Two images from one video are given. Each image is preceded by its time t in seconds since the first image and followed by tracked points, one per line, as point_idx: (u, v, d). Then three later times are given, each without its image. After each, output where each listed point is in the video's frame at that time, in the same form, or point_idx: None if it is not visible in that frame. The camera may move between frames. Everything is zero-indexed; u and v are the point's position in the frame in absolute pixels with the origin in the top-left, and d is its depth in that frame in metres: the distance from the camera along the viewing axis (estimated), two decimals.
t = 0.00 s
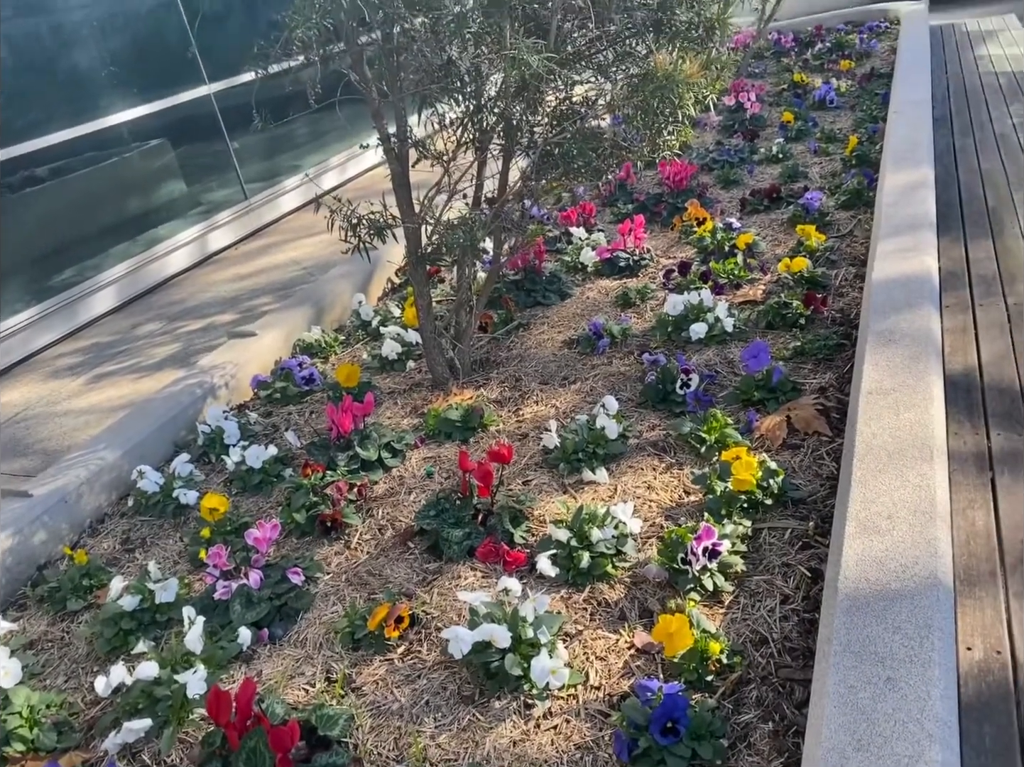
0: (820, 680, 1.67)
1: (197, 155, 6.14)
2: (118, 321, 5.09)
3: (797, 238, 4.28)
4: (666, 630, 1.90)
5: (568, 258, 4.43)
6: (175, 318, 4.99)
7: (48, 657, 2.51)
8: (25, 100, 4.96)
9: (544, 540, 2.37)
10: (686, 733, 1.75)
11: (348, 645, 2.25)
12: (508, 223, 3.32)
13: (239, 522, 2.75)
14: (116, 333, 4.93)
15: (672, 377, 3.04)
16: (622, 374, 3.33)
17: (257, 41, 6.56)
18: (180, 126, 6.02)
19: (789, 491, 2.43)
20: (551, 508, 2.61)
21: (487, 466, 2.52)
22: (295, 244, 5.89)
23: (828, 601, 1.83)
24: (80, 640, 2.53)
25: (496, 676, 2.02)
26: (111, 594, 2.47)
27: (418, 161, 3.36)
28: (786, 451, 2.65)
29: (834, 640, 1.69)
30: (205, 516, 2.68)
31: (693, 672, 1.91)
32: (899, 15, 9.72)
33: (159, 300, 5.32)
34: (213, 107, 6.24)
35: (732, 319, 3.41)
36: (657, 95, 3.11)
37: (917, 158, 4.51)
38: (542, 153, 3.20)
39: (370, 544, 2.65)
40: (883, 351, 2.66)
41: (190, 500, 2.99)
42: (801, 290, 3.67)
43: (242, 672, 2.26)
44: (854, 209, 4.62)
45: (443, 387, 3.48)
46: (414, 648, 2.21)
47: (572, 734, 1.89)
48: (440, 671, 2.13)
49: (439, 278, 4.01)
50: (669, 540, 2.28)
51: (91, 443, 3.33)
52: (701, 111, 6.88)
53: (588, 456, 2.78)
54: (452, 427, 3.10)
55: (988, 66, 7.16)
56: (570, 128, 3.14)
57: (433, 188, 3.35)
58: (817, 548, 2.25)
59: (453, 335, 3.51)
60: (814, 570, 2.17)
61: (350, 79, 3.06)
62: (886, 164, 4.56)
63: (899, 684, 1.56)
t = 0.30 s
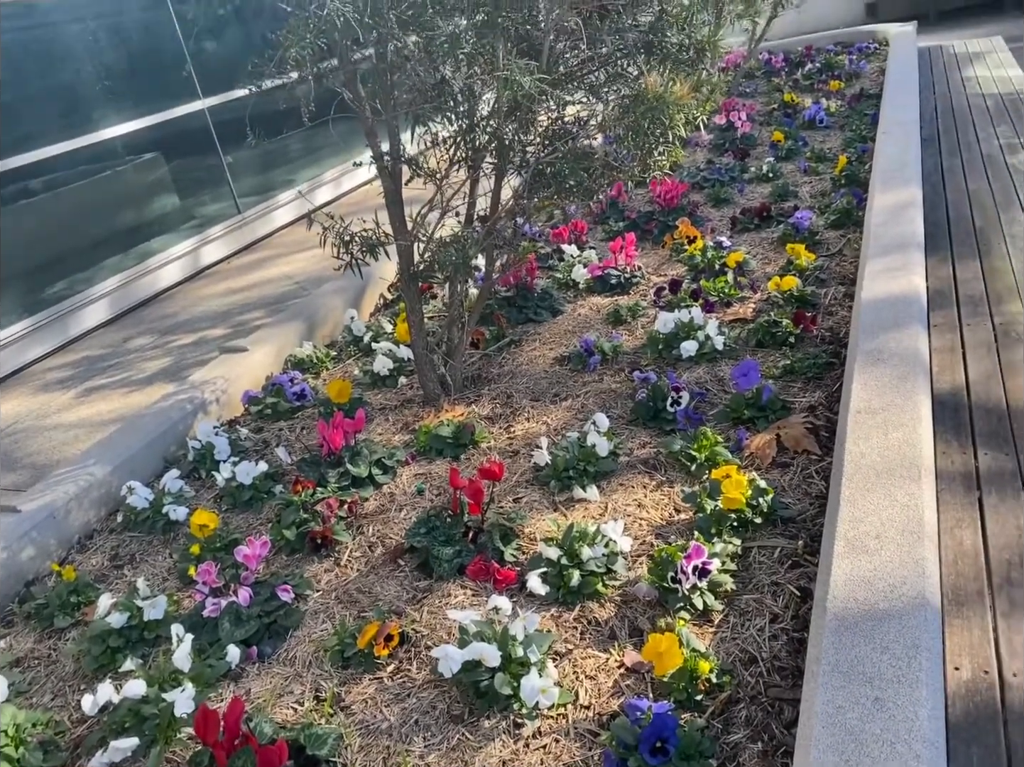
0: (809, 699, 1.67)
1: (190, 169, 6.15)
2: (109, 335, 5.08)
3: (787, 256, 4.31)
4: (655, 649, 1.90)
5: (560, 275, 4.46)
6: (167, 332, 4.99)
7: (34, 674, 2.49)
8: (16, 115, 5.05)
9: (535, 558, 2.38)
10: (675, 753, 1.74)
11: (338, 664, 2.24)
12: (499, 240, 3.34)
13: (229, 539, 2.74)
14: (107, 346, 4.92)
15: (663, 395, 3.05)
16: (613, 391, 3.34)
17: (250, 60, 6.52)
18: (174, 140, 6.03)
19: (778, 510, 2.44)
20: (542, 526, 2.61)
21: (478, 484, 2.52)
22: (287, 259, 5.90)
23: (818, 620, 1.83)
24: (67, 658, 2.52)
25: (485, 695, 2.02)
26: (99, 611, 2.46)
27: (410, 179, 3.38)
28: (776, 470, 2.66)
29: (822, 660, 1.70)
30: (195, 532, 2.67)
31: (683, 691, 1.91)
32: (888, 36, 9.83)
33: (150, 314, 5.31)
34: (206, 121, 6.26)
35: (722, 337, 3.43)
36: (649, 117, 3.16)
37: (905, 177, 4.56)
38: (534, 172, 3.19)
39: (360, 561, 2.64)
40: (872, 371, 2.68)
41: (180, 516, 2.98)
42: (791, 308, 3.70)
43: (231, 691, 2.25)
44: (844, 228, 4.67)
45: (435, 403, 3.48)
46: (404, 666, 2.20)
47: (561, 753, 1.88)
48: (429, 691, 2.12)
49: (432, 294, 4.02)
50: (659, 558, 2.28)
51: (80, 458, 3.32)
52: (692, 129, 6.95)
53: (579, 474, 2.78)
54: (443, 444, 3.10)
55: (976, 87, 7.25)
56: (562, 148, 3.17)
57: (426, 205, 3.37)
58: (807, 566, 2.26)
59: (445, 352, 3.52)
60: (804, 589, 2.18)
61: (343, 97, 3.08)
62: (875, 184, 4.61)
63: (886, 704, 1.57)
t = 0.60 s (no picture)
0: (796, 711, 1.69)
1: (183, 179, 6.16)
2: (102, 344, 5.08)
3: (778, 270, 4.35)
4: (645, 660, 1.91)
5: (553, 287, 4.49)
6: (159, 342, 4.99)
7: (24, 685, 2.49)
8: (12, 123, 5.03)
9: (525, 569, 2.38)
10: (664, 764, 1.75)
11: (328, 675, 2.24)
12: (492, 253, 3.37)
13: (221, 549, 2.75)
14: (99, 356, 4.92)
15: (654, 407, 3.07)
16: (604, 403, 3.36)
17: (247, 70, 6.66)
18: (168, 149, 6.05)
19: (768, 522, 2.46)
20: (533, 537, 2.62)
21: (469, 495, 2.53)
22: (280, 269, 5.92)
23: (806, 632, 1.85)
24: (56, 668, 2.51)
25: (475, 706, 2.02)
26: (90, 621, 2.46)
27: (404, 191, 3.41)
28: (765, 483, 2.68)
29: (810, 672, 1.71)
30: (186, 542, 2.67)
31: (672, 702, 1.92)
32: (878, 52, 9.94)
33: (142, 323, 5.31)
34: (201, 130, 6.29)
35: (713, 350, 3.46)
36: (641, 132, 3.18)
37: (894, 193, 4.61)
38: (527, 185, 3.23)
39: (351, 572, 2.65)
40: (860, 384, 2.71)
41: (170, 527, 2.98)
42: (781, 322, 3.73)
43: (221, 701, 2.24)
44: (834, 242, 4.71)
45: (426, 414, 3.50)
46: (393, 678, 2.21)
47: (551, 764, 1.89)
48: (419, 702, 2.12)
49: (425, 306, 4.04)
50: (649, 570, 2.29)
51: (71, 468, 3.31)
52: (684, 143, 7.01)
53: (570, 486, 2.80)
54: (434, 455, 3.11)
55: (964, 104, 7.34)
56: (556, 161, 3.19)
57: (420, 218, 3.39)
58: (795, 578, 2.27)
59: (437, 363, 3.53)
60: (793, 600, 2.20)
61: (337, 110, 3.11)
62: (864, 198, 4.66)
63: (874, 715, 1.58)
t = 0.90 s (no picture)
0: (787, 711, 1.70)
1: (178, 183, 6.17)
2: (94, 348, 5.08)
3: (770, 277, 4.38)
4: (637, 662, 1.93)
5: (546, 293, 4.51)
6: (152, 346, 4.99)
7: (16, 687, 2.49)
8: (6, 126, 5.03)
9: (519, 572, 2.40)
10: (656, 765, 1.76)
11: (322, 677, 2.25)
12: (486, 258, 3.39)
13: (214, 552, 2.75)
14: (91, 360, 4.92)
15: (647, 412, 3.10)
16: (598, 408, 3.38)
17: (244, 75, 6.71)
18: (161, 154, 6.05)
19: (759, 526, 2.48)
20: (526, 540, 2.64)
21: (463, 498, 2.54)
22: (274, 274, 5.93)
23: (797, 634, 1.87)
24: (48, 670, 2.51)
25: (469, 707, 2.03)
26: (82, 623, 2.46)
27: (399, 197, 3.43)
28: (756, 487, 2.70)
29: (800, 672, 1.73)
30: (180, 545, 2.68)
31: (664, 703, 1.94)
32: (869, 62, 10.03)
33: (136, 327, 5.31)
34: (195, 135, 6.30)
35: (705, 356, 3.48)
36: (634, 140, 3.18)
37: (885, 201, 4.65)
38: (522, 191, 3.25)
39: (345, 575, 2.65)
40: (851, 390, 2.74)
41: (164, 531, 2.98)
42: (773, 328, 3.76)
43: (214, 703, 2.25)
44: (825, 250, 4.74)
45: (420, 418, 3.51)
46: (387, 679, 2.22)
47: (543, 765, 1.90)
48: (412, 704, 2.13)
49: (419, 311, 4.06)
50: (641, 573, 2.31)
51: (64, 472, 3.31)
52: (678, 151, 7.05)
53: (563, 489, 2.81)
54: (428, 460, 3.12)
55: (955, 115, 7.41)
56: (550, 168, 3.22)
57: (415, 223, 3.41)
58: (787, 581, 2.29)
59: (431, 367, 3.55)
60: (784, 603, 2.21)
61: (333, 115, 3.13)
62: (855, 207, 4.70)
63: (863, 715, 1.60)
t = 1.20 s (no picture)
0: (781, 701, 1.73)
1: (172, 182, 6.18)
2: (87, 347, 5.09)
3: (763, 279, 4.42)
4: (633, 654, 1.95)
5: (541, 293, 4.54)
6: (145, 345, 4.99)
7: (12, 680, 2.49)
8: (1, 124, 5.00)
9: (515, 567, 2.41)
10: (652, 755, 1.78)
11: (319, 670, 2.26)
12: (483, 257, 3.40)
13: (211, 547, 2.76)
14: (84, 359, 4.92)
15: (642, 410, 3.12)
16: (593, 406, 3.41)
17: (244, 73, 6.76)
18: (156, 155, 6.06)
19: (752, 522, 2.50)
20: (523, 535, 2.66)
21: (460, 494, 2.56)
22: (268, 274, 5.94)
23: (791, 626, 1.89)
24: (45, 664, 2.51)
25: (466, 700, 2.05)
26: (80, 617, 2.46)
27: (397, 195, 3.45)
28: (750, 484, 2.73)
29: (795, 664, 1.75)
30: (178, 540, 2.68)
31: (659, 696, 1.96)
32: (862, 68, 10.11)
33: (128, 326, 5.33)
34: (190, 136, 6.32)
35: (699, 355, 3.51)
36: (631, 139, 3.26)
37: (877, 204, 4.69)
38: (519, 190, 3.28)
39: (341, 570, 2.67)
40: (844, 388, 2.77)
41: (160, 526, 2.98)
42: (766, 329, 3.80)
43: (212, 696, 2.26)
44: (818, 252, 4.79)
45: (415, 415, 3.53)
46: (384, 672, 2.23)
47: (540, 757, 1.92)
48: (409, 697, 2.14)
49: (414, 310, 4.07)
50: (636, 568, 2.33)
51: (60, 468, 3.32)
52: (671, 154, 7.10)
53: (559, 486, 2.84)
54: (424, 457, 3.14)
55: (946, 120, 7.47)
56: (547, 168, 3.25)
57: (412, 222, 3.43)
58: (780, 577, 2.32)
59: (427, 366, 3.56)
60: (777, 598, 2.24)
61: (332, 113, 3.15)
62: (847, 210, 4.73)
63: (856, 705, 1.62)
